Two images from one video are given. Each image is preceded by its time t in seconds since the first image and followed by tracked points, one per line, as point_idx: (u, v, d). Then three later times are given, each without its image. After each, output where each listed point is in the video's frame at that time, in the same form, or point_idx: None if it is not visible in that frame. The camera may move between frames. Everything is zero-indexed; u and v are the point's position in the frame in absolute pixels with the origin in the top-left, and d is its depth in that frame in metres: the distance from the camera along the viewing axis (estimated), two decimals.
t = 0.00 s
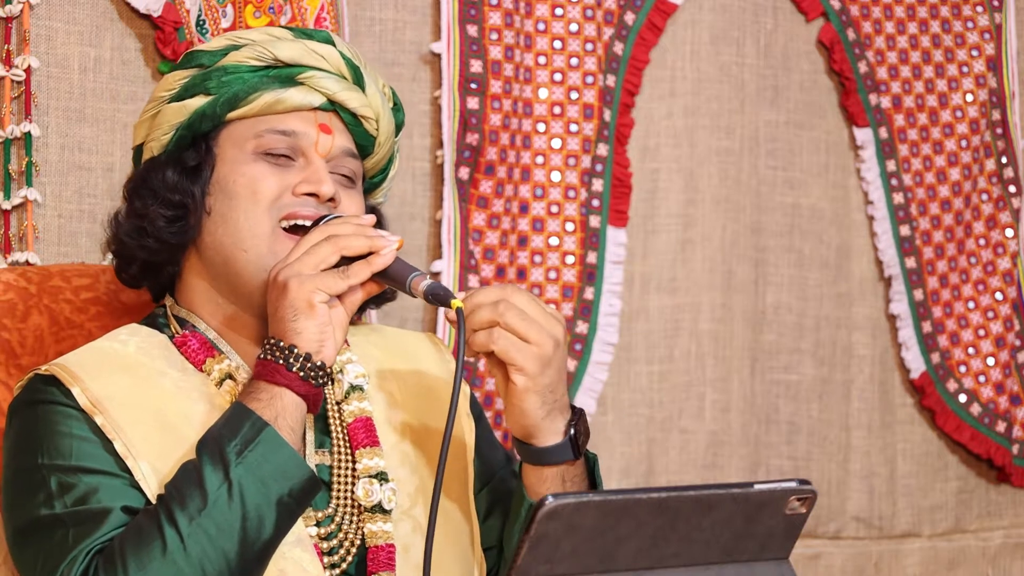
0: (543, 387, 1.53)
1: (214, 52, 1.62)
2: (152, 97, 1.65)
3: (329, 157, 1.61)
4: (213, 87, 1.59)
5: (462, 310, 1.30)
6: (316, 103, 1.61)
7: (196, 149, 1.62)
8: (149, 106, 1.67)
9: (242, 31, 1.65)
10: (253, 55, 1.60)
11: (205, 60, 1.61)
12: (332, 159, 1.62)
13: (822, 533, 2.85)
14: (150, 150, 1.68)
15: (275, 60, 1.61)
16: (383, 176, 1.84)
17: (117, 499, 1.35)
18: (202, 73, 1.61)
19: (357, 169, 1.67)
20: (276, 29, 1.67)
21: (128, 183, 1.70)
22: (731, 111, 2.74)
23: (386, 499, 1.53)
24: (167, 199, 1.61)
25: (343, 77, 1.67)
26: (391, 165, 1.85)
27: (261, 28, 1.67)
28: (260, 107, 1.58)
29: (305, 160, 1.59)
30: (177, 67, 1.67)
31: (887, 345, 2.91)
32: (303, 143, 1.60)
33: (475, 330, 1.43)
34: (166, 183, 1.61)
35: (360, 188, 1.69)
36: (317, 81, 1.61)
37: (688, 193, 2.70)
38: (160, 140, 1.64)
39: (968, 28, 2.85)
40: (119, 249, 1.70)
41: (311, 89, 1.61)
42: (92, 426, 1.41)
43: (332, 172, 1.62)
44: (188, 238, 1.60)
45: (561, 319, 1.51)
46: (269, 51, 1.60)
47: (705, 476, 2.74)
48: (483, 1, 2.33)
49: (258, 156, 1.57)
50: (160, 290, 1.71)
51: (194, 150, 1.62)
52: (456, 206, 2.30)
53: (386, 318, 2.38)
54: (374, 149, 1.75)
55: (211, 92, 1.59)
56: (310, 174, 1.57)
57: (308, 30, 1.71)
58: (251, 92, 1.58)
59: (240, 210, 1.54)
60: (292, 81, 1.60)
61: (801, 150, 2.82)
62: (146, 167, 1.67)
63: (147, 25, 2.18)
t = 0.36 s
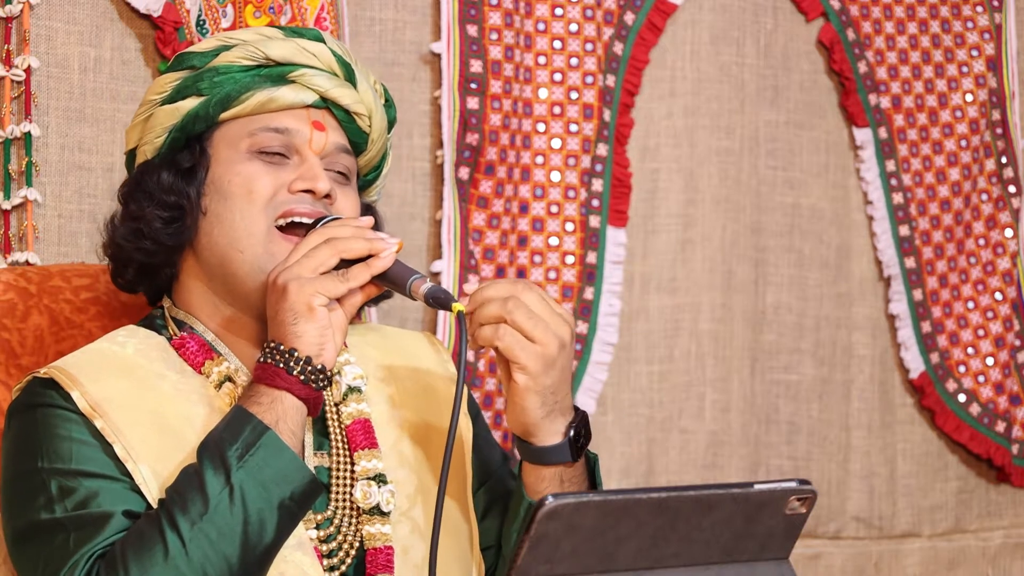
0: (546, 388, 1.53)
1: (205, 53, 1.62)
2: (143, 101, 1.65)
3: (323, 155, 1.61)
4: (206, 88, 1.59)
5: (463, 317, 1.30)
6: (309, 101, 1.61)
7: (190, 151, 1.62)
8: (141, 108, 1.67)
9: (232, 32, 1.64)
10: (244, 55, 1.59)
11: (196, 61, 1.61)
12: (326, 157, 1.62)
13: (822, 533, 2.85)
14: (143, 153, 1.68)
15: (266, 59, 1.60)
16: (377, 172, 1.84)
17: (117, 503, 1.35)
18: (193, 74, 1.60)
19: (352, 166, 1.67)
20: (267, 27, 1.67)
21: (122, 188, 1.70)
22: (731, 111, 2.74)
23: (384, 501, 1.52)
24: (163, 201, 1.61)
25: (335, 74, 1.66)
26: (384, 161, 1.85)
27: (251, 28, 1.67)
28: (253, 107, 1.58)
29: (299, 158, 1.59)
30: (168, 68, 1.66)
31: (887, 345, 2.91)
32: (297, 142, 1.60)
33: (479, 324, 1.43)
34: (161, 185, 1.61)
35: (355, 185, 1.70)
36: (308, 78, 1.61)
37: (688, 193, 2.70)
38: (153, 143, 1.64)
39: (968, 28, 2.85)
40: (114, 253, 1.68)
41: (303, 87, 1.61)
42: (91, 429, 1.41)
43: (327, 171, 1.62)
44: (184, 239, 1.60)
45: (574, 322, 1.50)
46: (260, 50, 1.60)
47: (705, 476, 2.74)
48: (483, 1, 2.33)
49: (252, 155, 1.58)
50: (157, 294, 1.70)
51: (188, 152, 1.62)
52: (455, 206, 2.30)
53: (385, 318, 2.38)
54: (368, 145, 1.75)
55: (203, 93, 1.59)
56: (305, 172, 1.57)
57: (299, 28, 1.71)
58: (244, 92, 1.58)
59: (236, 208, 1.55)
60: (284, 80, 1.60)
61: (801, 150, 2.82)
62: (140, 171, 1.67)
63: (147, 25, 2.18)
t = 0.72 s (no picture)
0: (546, 409, 1.54)
1: (204, 53, 1.62)
2: (142, 102, 1.65)
3: (324, 156, 1.61)
4: (206, 89, 1.59)
5: (467, 322, 1.29)
6: (309, 101, 1.61)
7: (190, 152, 1.61)
8: (140, 110, 1.66)
9: (230, 32, 1.64)
10: (243, 55, 1.59)
11: (195, 62, 1.61)
12: (327, 157, 1.62)
13: (822, 533, 2.85)
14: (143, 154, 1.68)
15: (265, 59, 1.60)
16: (377, 172, 1.84)
17: (119, 505, 1.35)
18: (193, 75, 1.60)
19: (352, 166, 1.67)
20: (265, 28, 1.67)
21: (122, 192, 1.70)
22: (731, 111, 2.74)
23: (384, 503, 1.52)
24: (164, 204, 1.61)
25: (335, 74, 1.66)
26: (383, 161, 1.84)
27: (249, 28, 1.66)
28: (253, 108, 1.58)
29: (300, 159, 1.59)
30: (167, 69, 1.66)
31: (887, 345, 2.91)
32: (297, 143, 1.60)
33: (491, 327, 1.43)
34: (161, 187, 1.61)
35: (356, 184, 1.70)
36: (308, 78, 1.61)
37: (688, 193, 2.70)
38: (152, 144, 1.64)
39: (968, 28, 2.85)
40: (115, 255, 1.68)
41: (303, 88, 1.61)
42: (93, 430, 1.41)
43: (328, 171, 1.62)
44: (186, 241, 1.61)
45: (590, 348, 1.50)
46: (258, 51, 1.60)
47: (705, 476, 2.74)
48: (483, 1, 2.33)
49: (253, 157, 1.58)
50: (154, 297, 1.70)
51: (188, 154, 1.62)
52: (455, 206, 2.30)
53: (385, 318, 2.38)
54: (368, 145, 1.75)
55: (203, 94, 1.59)
56: (306, 173, 1.57)
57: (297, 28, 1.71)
58: (244, 93, 1.58)
59: (237, 210, 1.54)
60: (284, 81, 1.60)
61: (801, 150, 2.82)
62: (139, 173, 1.67)
63: (147, 25, 2.18)
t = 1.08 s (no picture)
0: (543, 443, 1.55)
1: (205, 59, 1.61)
2: (146, 110, 1.65)
3: (334, 156, 1.61)
4: (210, 96, 1.58)
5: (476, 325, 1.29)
6: (315, 101, 1.61)
7: (199, 161, 1.61)
8: (144, 118, 1.66)
9: (229, 35, 1.63)
10: (245, 60, 1.59)
11: (197, 68, 1.61)
12: (337, 156, 1.62)
13: (822, 533, 2.85)
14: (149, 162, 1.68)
15: (268, 62, 1.60)
16: (381, 162, 1.83)
17: (125, 501, 1.35)
18: (196, 82, 1.60)
19: (361, 163, 1.67)
20: (264, 28, 1.66)
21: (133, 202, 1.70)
22: (731, 111, 2.74)
23: (391, 508, 1.51)
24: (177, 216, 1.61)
25: (338, 71, 1.66)
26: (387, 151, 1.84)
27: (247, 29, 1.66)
28: (261, 112, 1.58)
29: (311, 161, 1.59)
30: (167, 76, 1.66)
31: (887, 345, 2.91)
32: (307, 145, 1.59)
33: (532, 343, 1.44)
34: (173, 199, 1.61)
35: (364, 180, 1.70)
36: (312, 78, 1.60)
37: (688, 193, 2.70)
38: (159, 153, 1.64)
39: (968, 28, 2.85)
40: (126, 266, 1.68)
41: (308, 88, 1.61)
42: (102, 427, 1.41)
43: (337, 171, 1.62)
44: (202, 252, 1.59)
45: (599, 397, 1.54)
46: (260, 54, 1.59)
47: (705, 476, 2.74)
48: (483, 1, 2.33)
49: (264, 161, 1.57)
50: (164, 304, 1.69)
51: (197, 162, 1.62)
52: (455, 205, 2.30)
53: (385, 318, 2.38)
54: (372, 136, 1.75)
55: (207, 100, 1.59)
56: (318, 176, 1.57)
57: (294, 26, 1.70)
58: (249, 98, 1.57)
59: (251, 215, 1.54)
60: (288, 82, 1.60)
61: (801, 150, 2.82)
62: (149, 182, 1.67)
63: (147, 25, 2.18)
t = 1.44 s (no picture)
0: (577, 438, 1.61)
1: (218, 69, 1.60)
2: (163, 123, 1.65)
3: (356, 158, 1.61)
4: (228, 106, 1.58)
5: (503, 327, 1.30)
6: (333, 104, 1.61)
7: (221, 173, 1.61)
8: (160, 130, 1.66)
9: (240, 42, 1.62)
10: (260, 67, 1.58)
11: (211, 79, 1.60)
12: (358, 157, 1.62)
13: (822, 533, 2.85)
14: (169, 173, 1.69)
15: (282, 68, 1.59)
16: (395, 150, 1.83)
17: (144, 492, 1.36)
18: (211, 93, 1.60)
19: (381, 161, 1.67)
20: (275, 32, 1.64)
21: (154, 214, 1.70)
22: (731, 111, 2.75)
23: (405, 514, 1.51)
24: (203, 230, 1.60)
25: (352, 70, 1.65)
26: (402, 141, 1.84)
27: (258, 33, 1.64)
28: (281, 120, 1.58)
29: (334, 166, 1.59)
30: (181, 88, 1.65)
31: (887, 345, 2.91)
32: (330, 150, 1.59)
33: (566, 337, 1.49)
34: (198, 213, 1.60)
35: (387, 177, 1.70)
36: (329, 81, 1.60)
37: (688, 193, 2.70)
38: (178, 165, 1.65)
39: (968, 28, 2.85)
40: (152, 277, 1.66)
41: (325, 91, 1.60)
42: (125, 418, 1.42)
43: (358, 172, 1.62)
44: (231, 267, 1.59)
45: (632, 393, 1.59)
46: (274, 60, 1.58)
47: (705, 476, 2.74)
48: (483, 1, 2.33)
49: (288, 169, 1.57)
50: (189, 309, 1.68)
51: (220, 174, 1.61)
52: (455, 206, 2.30)
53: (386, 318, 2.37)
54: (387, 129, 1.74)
55: (225, 110, 1.58)
56: (344, 181, 1.56)
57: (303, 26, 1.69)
58: (269, 107, 1.57)
59: (280, 224, 1.54)
60: (304, 86, 1.59)
61: (800, 150, 2.82)
62: (170, 194, 1.66)
63: (147, 25, 2.18)
